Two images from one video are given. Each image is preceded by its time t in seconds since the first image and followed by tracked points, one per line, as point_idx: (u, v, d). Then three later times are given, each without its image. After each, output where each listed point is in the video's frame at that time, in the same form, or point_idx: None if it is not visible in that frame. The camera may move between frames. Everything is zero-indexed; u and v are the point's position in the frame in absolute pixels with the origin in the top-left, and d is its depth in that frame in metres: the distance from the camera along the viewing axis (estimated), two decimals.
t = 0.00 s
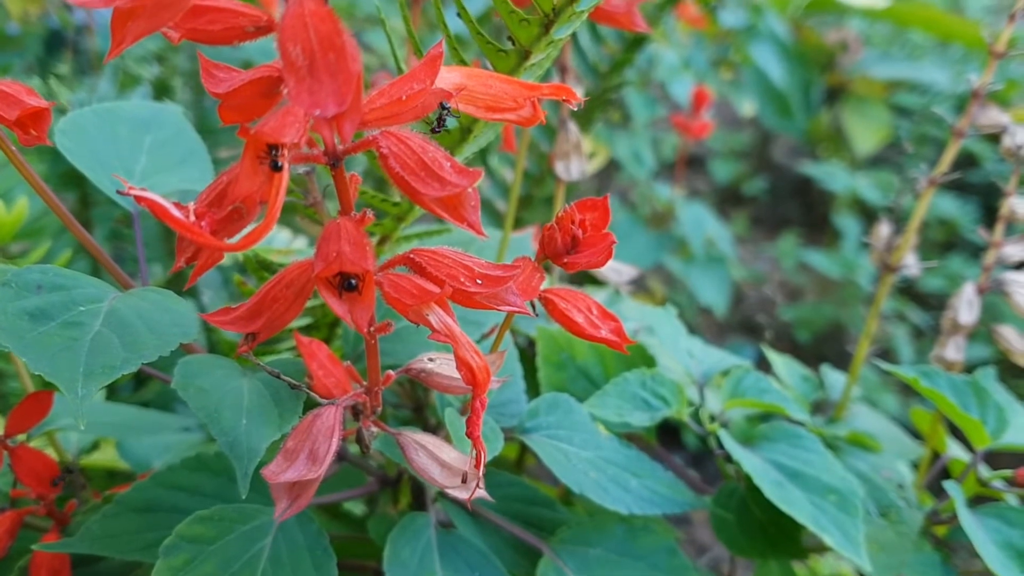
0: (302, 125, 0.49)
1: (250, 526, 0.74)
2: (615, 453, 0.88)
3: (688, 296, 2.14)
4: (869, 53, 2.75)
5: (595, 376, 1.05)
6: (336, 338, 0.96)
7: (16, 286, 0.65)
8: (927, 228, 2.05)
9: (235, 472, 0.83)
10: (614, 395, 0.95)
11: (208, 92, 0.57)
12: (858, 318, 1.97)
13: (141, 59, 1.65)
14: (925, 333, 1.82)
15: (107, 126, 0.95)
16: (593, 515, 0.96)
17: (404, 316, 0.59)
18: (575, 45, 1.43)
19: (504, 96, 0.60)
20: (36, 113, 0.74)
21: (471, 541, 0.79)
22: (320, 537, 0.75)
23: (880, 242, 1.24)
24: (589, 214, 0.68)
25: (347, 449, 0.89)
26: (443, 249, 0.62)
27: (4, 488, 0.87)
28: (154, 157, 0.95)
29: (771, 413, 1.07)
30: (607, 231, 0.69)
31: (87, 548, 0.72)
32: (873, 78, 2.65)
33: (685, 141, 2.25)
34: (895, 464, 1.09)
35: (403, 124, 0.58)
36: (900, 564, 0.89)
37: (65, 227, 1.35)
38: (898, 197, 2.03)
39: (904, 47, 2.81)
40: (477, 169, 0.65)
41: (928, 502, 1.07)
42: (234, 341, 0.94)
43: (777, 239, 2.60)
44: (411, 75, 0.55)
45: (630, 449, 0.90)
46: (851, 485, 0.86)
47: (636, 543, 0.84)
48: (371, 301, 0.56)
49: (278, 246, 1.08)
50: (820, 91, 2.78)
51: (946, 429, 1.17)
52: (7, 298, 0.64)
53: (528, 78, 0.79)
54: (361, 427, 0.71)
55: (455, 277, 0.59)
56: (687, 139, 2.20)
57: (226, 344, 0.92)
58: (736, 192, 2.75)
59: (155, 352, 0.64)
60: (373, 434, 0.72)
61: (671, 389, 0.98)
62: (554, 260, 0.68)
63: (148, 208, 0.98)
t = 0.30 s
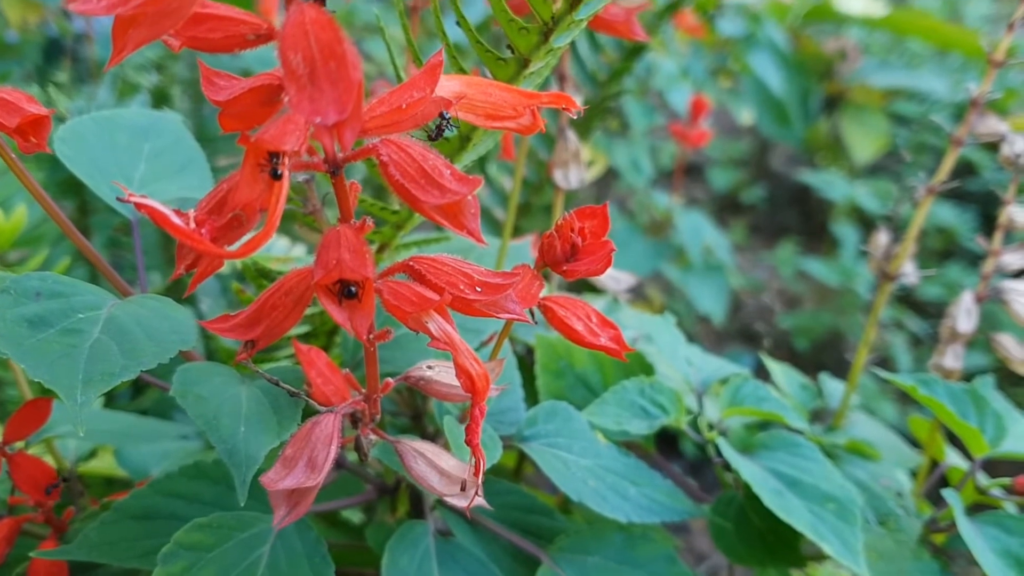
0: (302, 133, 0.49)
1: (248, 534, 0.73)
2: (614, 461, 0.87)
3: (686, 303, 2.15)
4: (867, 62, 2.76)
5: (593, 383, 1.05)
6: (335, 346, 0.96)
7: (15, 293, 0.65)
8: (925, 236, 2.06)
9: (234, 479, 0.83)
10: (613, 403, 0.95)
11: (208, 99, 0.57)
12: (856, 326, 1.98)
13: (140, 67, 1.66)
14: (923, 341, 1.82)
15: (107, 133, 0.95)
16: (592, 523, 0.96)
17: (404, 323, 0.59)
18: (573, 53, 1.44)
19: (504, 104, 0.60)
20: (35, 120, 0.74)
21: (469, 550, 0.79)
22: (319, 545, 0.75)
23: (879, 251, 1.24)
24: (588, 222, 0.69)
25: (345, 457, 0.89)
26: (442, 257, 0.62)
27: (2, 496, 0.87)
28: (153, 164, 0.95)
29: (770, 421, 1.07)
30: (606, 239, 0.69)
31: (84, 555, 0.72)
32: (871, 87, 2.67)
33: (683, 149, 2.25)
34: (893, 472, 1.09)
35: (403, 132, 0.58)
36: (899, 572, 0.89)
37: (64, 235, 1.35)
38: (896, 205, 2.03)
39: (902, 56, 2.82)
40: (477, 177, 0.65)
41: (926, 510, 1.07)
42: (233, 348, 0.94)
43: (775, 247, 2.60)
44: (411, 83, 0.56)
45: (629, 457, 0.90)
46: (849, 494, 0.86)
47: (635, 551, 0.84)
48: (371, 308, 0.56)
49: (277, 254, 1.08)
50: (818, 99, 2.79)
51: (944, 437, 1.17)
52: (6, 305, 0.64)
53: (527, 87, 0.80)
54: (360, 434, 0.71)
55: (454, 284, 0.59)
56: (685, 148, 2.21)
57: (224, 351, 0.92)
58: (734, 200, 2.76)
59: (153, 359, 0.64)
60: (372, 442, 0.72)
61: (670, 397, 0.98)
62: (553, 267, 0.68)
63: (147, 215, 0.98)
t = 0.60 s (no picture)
0: (303, 145, 0.50)
1: (247, 546, 0.73)
2: (613, 474, 0.87)
3: (686, 316, 2.15)
4: (866, 76, 2.78)
5: (593, 396, 1.05)
6: (335, 357, 0.96)
7: (16, 305, 0.65)
8: (924, 250, 2.06)
9: (234, 491, 0.83)
10: (613, 415, 0.95)
11: (210, 111, 0.57)
12: (855, 339, 1.98)
13: (143, 79, 1.67)
14: (922, 354, 1.82)
15: (108, 146, 0.95)
16: (591, 535, 0.96)
17: (404, 335, 0.59)
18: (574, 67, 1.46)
19: (505, 118, 0.61)
20: (38, 132, 0.75)
21: (469, 562, 0.79)
22: (319, 556, 0.75)
23: (878, 264, 1.23)
24: (588, 235, 0.69)
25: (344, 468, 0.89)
26: (443, 269, 0.62)
27: (1, 507, 0.87)
28: (154, 176, 0.96)
29: (769, 433, 1.07)
30: (606, 251, 0.69)
31: (84, 566, 0.72)
32: (870, 100, 2.68)
33: (683, 162, 2.26)
34: (893, 485, 1.09)
35: (405, 145, 0.59)
36: None
37: (65, 246, 1.36)
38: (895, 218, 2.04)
39: (901, 70, 2.79)
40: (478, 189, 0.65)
41: (925, 523, 1.07)
42: (233, 359, 0.94)
43: (774, 260, 2.61)
44: (413, 96, 0.56)
45: (628, 469, 0.90)
46: (848, 506, 0.86)
47: (634, 563, 0.84)
48: (372, 320, 0.56)
49: (277, 265, 1.09)
50: (817, 112, 2.81)
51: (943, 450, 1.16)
52: (7, 316, 0.64)
53: (527, 100, 0.80)
54: (360, 446, 0.71)
55: (455, 296, 0.59)
56: (684, 160, 2.22)
57: (225, 363, 0.92)
58: (733, 213, 2.76)
59: (155, 371, 0.64)
60: (372, 454, 0.72)
61: (669, 410, 0.98)
62: (553, 280, 0.68)
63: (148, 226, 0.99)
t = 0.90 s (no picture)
0: (306, 158, 0.50)
1: (248, 558, 0.73)
2: (614, 487, 0.87)
3: (686, 329, 2.15)
4: (866, 91, 2.79)
5: (593, 409, 1.05)
6: (336, 370, 0.96)
7: (19, 316, 0.66)
8: (924, 264, 2.07)
9: (235, 503, 0.83)
10: (613, 429, 0.95)
11: (214, 125, 0.58)
12: (856, 353, 1.98)
13: (145, 92, 1.69)
14: (922, 369, 1.82)
15: (112, 159, 0.96)
16: (591, 549, 0.96)
17: (406, 348, 0.60)
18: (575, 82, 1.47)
19: (506, 132, 0.61)
20: (43, 145, 0.76)
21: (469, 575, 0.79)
22: (319, 569, 0.75)
23: (877, 278, 1.23)
24: (589, 248, 0.69)
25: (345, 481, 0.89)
26: (444, 282, 0.63)
27: (3, 519, 0.87)
28: (158, 189, 0.97)
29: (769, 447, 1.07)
30: (606, 265, 0.70)
31: None
32: (870, 115, 2.70)
33: (683, 176, 2.27)
34: (893, 499, 1.08)
35: (407, 159, 0.59)
36: None
37: (67, 258, 1.37)
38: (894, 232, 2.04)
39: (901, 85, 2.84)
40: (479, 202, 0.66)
41: (925, 538, 1.06)
42: (235, 372, 0.94)
43: (775, 273, 2.61)
44: (415, 110, 0.56)
45: (628, 483, 0.90)
46: (848, 520, 0.86)
47: None
48: (374, 333, 0.56)
49: (279, 278, 1.09)
50: (817, 127, 2.82)
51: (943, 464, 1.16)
52: (10, 328, 0.64)
53: (528, 115, 0.81)
54: (361, 459, 0.71)
55: (456, 309, 0.60)
56: (685, 175, 2.23)
57: (227, 376, 0.92)
58: (734, 227, 2.77)
59: (157, 383, 0.64)
60: (373, 466, 0.72)
61: (669, 423, 0.98)
62: (554, 293, 0.69)
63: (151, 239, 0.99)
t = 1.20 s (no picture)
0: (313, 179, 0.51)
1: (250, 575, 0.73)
2: (615, 505, 0.88)
3: (686, 347, 2.16)
4: (866, 111, 2.82)
5: (594, 427, 1.05)
6: (338, 387, 0.97)
7: (26, 332, 0.66)
8: (923, 283, 2.07)
9: (237, 519, 0.83)
10: (613, 447, 0.95)
11: (222, 145, 0.59)
12: (856, 372, 1.98)
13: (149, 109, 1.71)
14: (922, 388, 1.82)
15: (116, 178, 0.97)
16: (592, 568, 0.95)
17: (410, 365, 0.60)
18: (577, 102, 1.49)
19: (510, 152, 0.62)
20: (51, 163, 0.77)
21: None
22: None
23: (877, 297, 1.23)
24: (591, 267, 0.70)
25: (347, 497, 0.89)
26: (448, 300, 0.63)
27: (4, 533, 0.87)
28: (162, 207, 0.98)
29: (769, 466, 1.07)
30: (609, 284, 0.70)
31: None
32: (870, 134, 2.72)
33: (683, 195, 2.28)
34: (892, 518, 1.08)
35: (413, 179, 0.61)
36: None
37: (69, 273, 1.38)
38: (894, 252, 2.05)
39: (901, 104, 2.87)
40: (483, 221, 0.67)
41: (925, 557, 1.06)
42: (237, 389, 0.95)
43: (774, 292, 2.62)
44: (420, 131, 0.57)
45: (629, 501, 0.90)
46: (848, 539, 0.86)
47: None
48: (379, 350, 0.57)
49: (281, 295, 1.10)
50: (817, 146, 2.84)
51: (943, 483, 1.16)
52: (17, 344, 0.65)
53: (531, 135, 0.82)
54: (363, 476, 0.71)
55: (460, 328, 0.60)
56: (685, 193, 2.24)
57: (229, 393, 0.92)
58: (734, 246, 2.78)
59: (163, 400, 0.65)
60: (375, 483, 0.72)
61: (670, 442, 0.98)
62: (557, 311, 0.69)
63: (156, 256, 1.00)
